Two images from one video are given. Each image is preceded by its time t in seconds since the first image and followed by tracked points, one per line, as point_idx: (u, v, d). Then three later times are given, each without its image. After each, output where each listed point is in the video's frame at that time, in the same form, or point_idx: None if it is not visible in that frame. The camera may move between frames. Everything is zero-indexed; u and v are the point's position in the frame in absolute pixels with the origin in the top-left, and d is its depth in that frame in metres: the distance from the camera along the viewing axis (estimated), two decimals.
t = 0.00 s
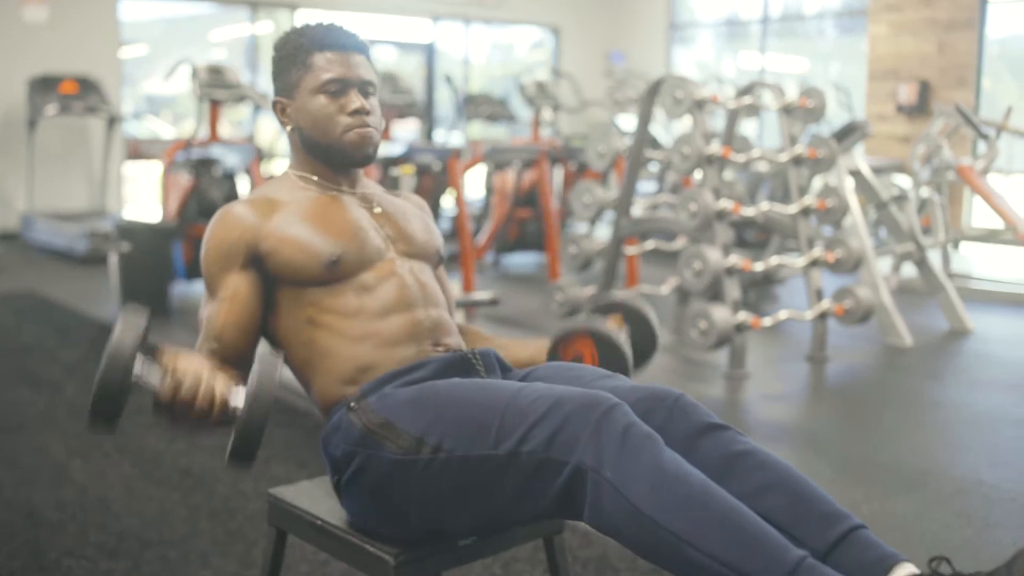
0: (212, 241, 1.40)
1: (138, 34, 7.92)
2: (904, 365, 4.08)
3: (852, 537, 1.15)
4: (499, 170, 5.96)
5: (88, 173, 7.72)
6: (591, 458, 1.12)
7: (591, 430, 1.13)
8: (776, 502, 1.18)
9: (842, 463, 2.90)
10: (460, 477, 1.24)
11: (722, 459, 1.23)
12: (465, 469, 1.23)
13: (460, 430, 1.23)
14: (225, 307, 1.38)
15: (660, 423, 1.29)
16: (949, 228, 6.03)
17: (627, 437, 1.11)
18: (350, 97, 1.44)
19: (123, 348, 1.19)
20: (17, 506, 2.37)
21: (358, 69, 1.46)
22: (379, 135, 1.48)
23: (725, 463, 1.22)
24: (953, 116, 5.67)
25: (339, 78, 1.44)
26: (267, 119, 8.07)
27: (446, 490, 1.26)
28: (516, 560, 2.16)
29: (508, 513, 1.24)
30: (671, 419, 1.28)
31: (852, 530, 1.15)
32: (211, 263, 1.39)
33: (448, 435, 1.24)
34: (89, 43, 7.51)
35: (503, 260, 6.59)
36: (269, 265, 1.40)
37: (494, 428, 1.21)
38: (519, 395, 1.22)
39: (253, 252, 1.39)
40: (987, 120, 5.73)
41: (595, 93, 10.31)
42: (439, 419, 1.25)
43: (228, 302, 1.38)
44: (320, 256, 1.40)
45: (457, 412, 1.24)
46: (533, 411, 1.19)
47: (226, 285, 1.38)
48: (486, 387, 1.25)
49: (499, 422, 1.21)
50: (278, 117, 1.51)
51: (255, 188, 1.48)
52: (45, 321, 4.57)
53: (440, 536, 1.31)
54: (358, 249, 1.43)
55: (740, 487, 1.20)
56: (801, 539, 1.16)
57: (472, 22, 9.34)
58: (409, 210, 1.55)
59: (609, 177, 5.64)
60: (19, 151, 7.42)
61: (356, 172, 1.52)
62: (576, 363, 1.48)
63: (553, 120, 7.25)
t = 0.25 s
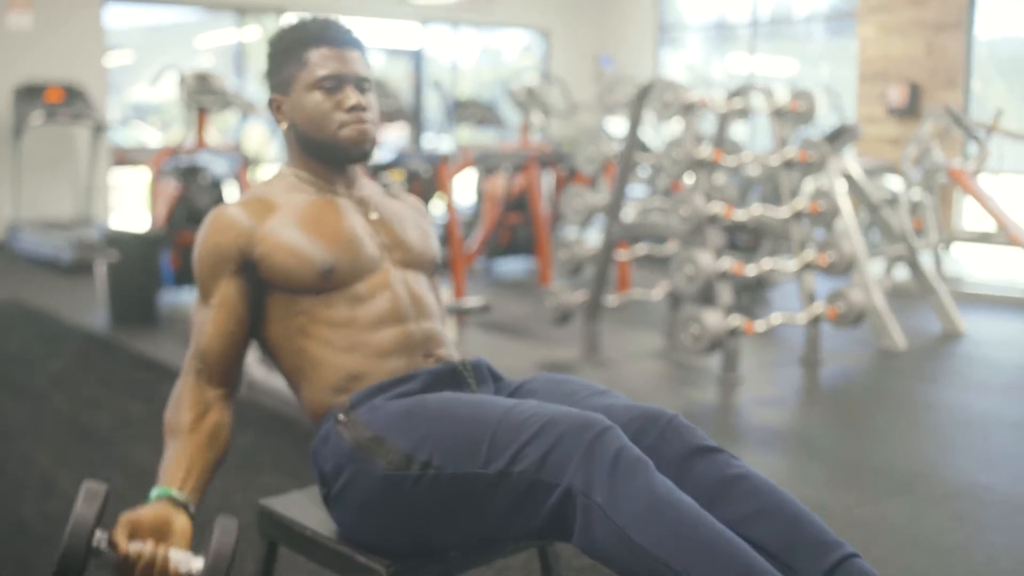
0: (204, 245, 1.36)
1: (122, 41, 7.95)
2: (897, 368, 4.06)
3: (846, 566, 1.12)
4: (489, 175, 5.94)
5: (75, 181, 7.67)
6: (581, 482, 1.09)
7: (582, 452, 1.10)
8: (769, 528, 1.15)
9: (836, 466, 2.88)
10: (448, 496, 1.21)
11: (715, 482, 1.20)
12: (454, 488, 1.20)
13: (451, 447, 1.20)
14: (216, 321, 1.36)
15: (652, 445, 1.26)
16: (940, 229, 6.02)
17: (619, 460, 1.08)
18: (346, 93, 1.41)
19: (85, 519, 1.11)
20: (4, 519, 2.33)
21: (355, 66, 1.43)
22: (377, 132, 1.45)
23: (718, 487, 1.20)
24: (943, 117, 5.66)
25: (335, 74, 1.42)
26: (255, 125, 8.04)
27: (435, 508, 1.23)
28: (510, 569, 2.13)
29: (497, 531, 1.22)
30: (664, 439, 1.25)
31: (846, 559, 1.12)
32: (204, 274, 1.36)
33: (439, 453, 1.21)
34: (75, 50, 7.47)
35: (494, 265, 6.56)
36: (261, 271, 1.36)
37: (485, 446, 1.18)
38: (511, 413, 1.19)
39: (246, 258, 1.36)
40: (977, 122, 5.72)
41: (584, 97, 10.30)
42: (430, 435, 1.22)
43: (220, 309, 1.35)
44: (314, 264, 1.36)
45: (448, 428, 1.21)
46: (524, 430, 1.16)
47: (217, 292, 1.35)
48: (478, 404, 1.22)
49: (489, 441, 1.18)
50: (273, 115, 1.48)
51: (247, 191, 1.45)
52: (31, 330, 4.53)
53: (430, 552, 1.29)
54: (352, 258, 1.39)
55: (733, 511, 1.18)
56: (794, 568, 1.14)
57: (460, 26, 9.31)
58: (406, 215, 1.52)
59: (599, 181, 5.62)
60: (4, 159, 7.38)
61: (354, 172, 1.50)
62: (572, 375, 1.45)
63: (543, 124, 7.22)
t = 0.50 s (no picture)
0: (204, 243, 1.36)
1: (122, 42, 7.88)
2: (895, 367, 4.06)
3: None
4: (488, 174, 5.94)
5: (75, 182, 7.67)
6: (581, 496, 1.10)
7: (584, 465, 1.11)
8: (768, 543, 1.15)
9: (836, 464, 2.88)
10: (447, 503, 1.22)
11: (716, 496, 1.20)
12: (453, 496, 1.21)
13: (452, 454, 1.20)
14: (216, 325, 1.36)
15: (653, 456, 1.26)
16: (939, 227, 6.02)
17: (621, 476, 1.09)
18: (351, 90, 1.42)
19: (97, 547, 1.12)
20: (5, 519, 2.33)
21: (359, 62, 1.44)
22: (380, 130, 1.45)
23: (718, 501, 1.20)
24: (942, 115, 5.67)
25: (340, 70, 1.42)
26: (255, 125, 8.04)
27: (434, 514, 1.23)
28: (509, 568, 2.14)
29: (495, 538, 1.22)
30: (666, 451, 1.26)
31: None
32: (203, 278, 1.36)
33: (438, 458, 1.21)
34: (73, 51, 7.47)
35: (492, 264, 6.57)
36: (262, 271, 1.37)
37: (486, 454, 1.18)
38: (512, 422, 1.19)
39: (247, 259, 1.36)
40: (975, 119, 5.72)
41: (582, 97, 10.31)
42: (430, 440, 1.22)
43: (220, 312, 1.36)
44: (314, 266, 1.36)
45: (449, 435, 1.21)
46: (525, 441, 1.16)
47: (218, 291, 1.36)
48: (481, 411, 1.22)
49: (490, 450, 1.18)
50: (276, 109, 1.48)
51: (248, 188, 1.45)
52: (31, 331, 4.53)
53: (427, 552, 1.29)
54: (353, 259, 1.39)
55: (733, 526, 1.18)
56: None
57: (459, 26, 9.32)
58: (405, 212, 1.53)
59: (598, 180, 5.63)
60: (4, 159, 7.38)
61: (354, 170, 1.50)
62: (574, 381, 1.45)
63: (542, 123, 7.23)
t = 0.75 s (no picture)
0: (194, 251, 1.38)
1: (124, 43, 7.89)
2: (893, 365, 4.08)
3: (843, 565, 1.13)
4: (487, 174, 5.96)
5: (75, 183, 7.69)
6: (580, 482, 1.11)
7: (581, 452, 1.12)
8: (766, 529, 1.17)
9: (835, 462, 2.89)
10: (445, 496, 1.22)
11: (713, 482, 1.21)
12: (452, 489, 1.22)
13: (449, 446, 1.22)
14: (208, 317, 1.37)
15: (650, 442, 1.27)
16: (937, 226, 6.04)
17: (618, 461, 1.10)
18: (335, 102, 1.43)
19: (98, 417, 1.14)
20: (6, 519, 2.35)
21: (344, 73, 1.45)
22: (363, 143, 1.47)
23: (716, 485, 1.21)
24: (940, 114, 5.68)
25: (325, 82, 1.43)
26: (254, 126, 8.06)
27: (434, 508, 1.24)
28: (509, 566, 2.14)
29: (494, 530, 1.23)
30: (662, 437, 1.27)
31: (843, 559, 1.14)
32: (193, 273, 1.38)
33: (436, 451, 1.22)
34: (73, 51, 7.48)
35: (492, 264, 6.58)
36: (251, 275, 1.38)
37: (483, 445, 1.19)
38: (508, 412, 1.20)
39: (235, 264, 1.37)
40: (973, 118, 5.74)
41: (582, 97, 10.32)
42: (426, 435, 1.23)
43: (210, 311, 1.37)
44: (300, 268, 1.37)
45: (445, 427, 1.23)
46: (522, 430, 1.17)
47: (208, 294, 1.37)
48: (475, 403, 1.24)
49: (487, 441, 1.19)
50: (262, 121, 1.50)
51: (237, 196, 1.46)
52: (32, 331, 4.54)
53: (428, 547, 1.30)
54: (340, 259, 1.40)
55: (732, 510, 1.19)
56: (790, 565, 1.15)
57: (458, 27, 9.34)
58: (393, 214, 1.54)
59: (597, 180, 5.64)
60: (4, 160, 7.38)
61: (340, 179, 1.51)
62: (570, 373, 1.46)
63: (541, 123, 7.24)
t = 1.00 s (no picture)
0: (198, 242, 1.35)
1: (122, 42, 7.87)
2: (892, 363, 4.08)
3: (858, 563, 1.14)
4: (485, 172, 5.96)
5: (73, 182, 7.69)
6: (590, 483, 1.12)
7: (591, 453, 1.13)
8: (779, 528, 1.17)
9: (835, 460, 2.90)
10: (453, 498, 1.23)
11: (723, 482, 1.22)
12: (459, 490, 1.22)
13: (456, 445, 1.21)
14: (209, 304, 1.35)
15: (660, 443, 1.28)
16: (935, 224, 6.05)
17: (627, 464, 1.11)
18: (335, 102, 1.43)
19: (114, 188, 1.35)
20: (6, 518, 2.35)
21: (343, 73, 1.45)
22: (363, 141, 1.47)
23: (725, 486, 1.22)
24: (937, 113, 5.68)
25: (324, 82, 1.43)
26: (252, 125, 8.06)
27: (441, 510, 1.25)
28: (510, 564, 2.15)
29: (503, 532, 1.24)
30: (671, 439, 1.27)
31: (856, 557, 1.14)
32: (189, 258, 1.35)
33: (442, 452, 1.22)
34: (71, 50, 7.48)
35: (490, 263, 6.58)
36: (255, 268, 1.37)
37: (491, 445, 1.19)
38: (516, 413, 1.20)
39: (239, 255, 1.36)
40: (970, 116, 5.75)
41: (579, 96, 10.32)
42: (433, 435, 1.23)
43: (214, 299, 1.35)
44: (307, 258, 1.37)
45: (452, 427, 1.23)
46: (532, 431, 1.18)
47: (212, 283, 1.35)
48: (482, 404, 1.24)
49: (496, 441, 1.19)
50: (262, 121, 1.50)
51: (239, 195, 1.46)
52: (30, 330, 4.54)
53: (433, 547, 1.30)
54: (345, 250, 1.41)
55: (743, 511, 1.20)
56: (804, 564, 1.15)
57: (456, 26, 9.35)
58: (396, 212, 1.55)
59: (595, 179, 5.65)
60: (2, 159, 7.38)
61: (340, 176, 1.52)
62: (576, 373, 1.47)
63: (539, 122, 7.25)
